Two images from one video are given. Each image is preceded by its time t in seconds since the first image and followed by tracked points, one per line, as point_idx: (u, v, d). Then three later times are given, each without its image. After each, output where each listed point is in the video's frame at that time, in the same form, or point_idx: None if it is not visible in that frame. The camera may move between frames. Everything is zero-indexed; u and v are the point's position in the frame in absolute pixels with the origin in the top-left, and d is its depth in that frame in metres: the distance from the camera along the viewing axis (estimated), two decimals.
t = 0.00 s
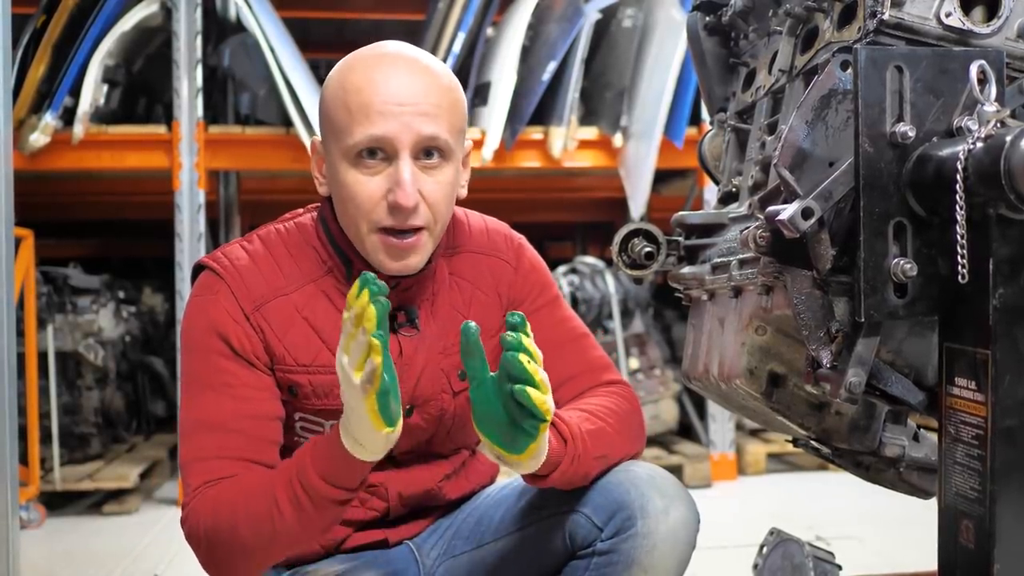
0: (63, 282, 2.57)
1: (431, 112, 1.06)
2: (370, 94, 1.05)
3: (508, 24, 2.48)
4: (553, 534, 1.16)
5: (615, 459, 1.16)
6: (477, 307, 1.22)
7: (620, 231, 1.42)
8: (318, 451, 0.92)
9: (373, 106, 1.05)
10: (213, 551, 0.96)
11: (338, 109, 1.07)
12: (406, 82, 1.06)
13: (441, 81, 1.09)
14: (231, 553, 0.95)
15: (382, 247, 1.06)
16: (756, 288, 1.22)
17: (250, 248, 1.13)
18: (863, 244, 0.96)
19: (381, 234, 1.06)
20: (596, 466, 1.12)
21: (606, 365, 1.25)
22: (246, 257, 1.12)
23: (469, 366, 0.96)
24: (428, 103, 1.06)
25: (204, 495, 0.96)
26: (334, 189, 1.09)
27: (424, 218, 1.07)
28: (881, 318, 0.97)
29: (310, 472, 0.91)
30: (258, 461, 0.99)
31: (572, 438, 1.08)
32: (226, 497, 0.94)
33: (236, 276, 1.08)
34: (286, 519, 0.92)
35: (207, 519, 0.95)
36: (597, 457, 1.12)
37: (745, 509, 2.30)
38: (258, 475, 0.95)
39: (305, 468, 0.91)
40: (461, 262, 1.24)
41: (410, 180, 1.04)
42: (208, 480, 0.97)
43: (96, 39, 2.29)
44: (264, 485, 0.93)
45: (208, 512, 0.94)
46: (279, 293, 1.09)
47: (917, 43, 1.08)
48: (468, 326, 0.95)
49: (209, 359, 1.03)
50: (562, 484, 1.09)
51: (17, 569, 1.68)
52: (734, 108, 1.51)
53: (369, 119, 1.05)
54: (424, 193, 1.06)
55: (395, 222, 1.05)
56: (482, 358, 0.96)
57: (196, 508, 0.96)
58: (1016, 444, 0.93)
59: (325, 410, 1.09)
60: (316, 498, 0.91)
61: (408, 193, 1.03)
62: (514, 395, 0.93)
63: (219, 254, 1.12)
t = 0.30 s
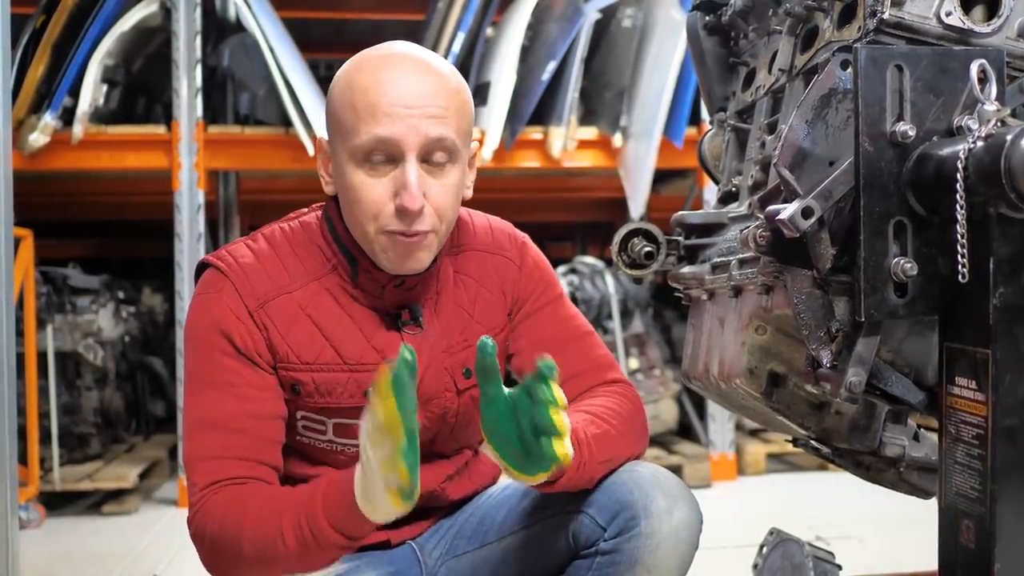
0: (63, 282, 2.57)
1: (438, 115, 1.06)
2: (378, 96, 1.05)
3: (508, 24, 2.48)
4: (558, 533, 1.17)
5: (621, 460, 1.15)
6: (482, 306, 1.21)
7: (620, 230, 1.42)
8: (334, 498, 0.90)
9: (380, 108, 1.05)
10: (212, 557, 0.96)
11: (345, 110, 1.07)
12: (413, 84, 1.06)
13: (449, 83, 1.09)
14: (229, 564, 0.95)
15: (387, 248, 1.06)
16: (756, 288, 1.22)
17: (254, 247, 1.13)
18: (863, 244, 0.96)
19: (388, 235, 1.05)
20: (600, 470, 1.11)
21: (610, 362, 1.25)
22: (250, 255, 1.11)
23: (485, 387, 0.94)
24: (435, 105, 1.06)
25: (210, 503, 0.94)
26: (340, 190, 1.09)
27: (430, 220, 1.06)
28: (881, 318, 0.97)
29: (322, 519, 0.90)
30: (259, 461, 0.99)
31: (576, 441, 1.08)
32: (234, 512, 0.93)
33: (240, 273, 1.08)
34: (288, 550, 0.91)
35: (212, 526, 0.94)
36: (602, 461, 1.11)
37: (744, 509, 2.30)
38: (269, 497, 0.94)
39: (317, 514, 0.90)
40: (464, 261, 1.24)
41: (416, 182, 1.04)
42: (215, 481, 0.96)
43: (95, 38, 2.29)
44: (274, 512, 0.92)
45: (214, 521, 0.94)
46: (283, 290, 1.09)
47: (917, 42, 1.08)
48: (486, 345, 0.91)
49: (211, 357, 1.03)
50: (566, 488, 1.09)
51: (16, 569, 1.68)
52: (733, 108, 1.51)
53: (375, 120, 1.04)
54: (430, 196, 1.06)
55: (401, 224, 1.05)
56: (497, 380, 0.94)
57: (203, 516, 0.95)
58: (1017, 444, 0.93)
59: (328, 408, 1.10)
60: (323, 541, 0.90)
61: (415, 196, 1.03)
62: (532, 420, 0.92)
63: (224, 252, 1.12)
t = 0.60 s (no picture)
0: (63, 282, 2.57)
1: (440, 112, 1.06)
2: (380, 94, 1.05)
3: (508, 24, 2.48)
4: (564, 534, 1.16)
5: (624, 462, 1.15)
6: (485, 306, 1.21)
7: (620, 230, 1.43)
8: (339, 518, 0.90)
9: (382, 105, 1.05)
10: (213, 562, 0.96)
11: (347, 109, 1.07)
12: (415, 81, 1.06)
13: (450, 81, 1.09)
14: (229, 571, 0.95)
15: (390, 244, 1.06)
16: (756, 288, 1.21)
17: (258, 247, 1.13)
18: (863, 243, 0.96)
19: (389, 229, 1.06)
20: (605, 473, 1.11)
21: (613, 362, 1.26)
22: (254, 255, 1.11)
23: (500, 397, 0.96)
24: (438, 102, 1.06)
25: (217, 508, 0.94)
26: (343, 187, 1.09)
27: (433, 216, 1.07)
28: (881, 317, 0.97)
29: (325, 541, 0.89)
30: (262, 464, 1.00)
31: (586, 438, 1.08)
32: (238, 520, 0.93)
33: (244, 274, 1.08)
34: (289, 564, 0.90)
35: (215, 530, 0.94)
36: (607, 464, 1.11)
37: (744, 509, 2.30)
38: (275, 505, 0.94)
39: (321, 531, 0.90)
40: (468, 260, 1.24)
41: (419, 179, 1.04)
42: (220, 484, 0.96)
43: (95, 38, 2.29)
44: (279, 523, 0.92)
45: (220, 526, 0.94)
46: (287, 289, 1.09)
47: (918, 41, 1.08)
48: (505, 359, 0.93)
49: (215, 360, 1.02)
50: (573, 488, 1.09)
51: (16, 569, 1.68)
52: (734, 108, 1.51)
53: (377, 117, 1.04)
54: (433, 192, 1.06)
55: (404, 220, 1.05)
56: (513, 391, 0.96)
57: (207, 519, 0.95)
58: (1018, 444, 0.93)
59: (331, 408, 1.09)
60: (325, 560, 0.89)
61: (417, 192, 1.03)
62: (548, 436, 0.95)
63: (228, 252, 1.12)
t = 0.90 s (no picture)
0: (63, 283, 2.57)
1: (445, 101, 1.06)
2: (384, 83, 1.05)
3: (507, 24, 2.48)
4: (564, 534, 1.17)
5: (626, 462, 1.15)
6: (487, 304, 1.21)
7: (620, 230, 1.42)
8: (313, 494, 0.89)
9: (386, 93, 1.05)
10: (188, 550, 0.95)
11: (352, 100, 1.07)
12: (419, 71, 1.06)
13: (454, 73, 1.09)
14: (206, 560, 0.94)
15: (395, 233, 1.05)
16: (756, 288, 1.21)
17: (262, 241, 1.14)
18: (863, 242, 0.96)
19: (394, 221, 1.05)
20: (611, 469, 1.11)
21: (614, 366, 1.25)
22: (259, 249, 1.12)
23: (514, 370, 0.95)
24: (442, 91, 1.06)
25: (194, 493, 0.93)
26: (348, 179, 1.09)
27: (437, 205, 1.07)
28: (881, 317, 0.96)
29: (302, 517, 0.89)
30: (251, 455, 0.98)
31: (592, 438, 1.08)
32: (214, 505, 0.92)
33: (248, 266, 1.08)
34: (267, 545, 0.90)
35: (190, 519, 0.93)
36: (614, 461, 1.11)
37: (745, 509, 2.30)
38: (250, 487, 0.93)
39: (297, 507, 0.89)
40: (471, 258, 1.24)
41: (423, 166, 1.04)
42: (199, 471, 0.95)
43: (95, 39, 2.29)
44: (254, 504, 0.91)
45: (196, 512, 0.92)
46: (291, 283, 1.09)
47: (918, 40, 1.08)
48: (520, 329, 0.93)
49: (212, 347, 1.02)
50: (581, 484, 1.09)
51: (15, 570, 1.68)
52: (734, 107, 1.51)
53: (381, 105, 1.04)
54: (437, 181, 1.06)
55: (409, 209, 1.05)
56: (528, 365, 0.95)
57: (183, 508, 0.94)
58: (1018, 443, 0.93)
59: (331, 402, 1.09)
60: (303, 536, 0.89)
61: (422, 179, 1.03)
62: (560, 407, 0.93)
63: (232, 246, 1.12)
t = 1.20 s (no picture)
0: (62, 283, 2.56)
1: (448, 96, 1.06)
2: (388, 80, 1.05)
3: (507, 24, 2.48)
4: (564, 536, 1.17)
5: (627, 462, 1.15)
6: (491, 300, 1.20)
7: (620, 229, 1.42)
8: (319, 508, 0.88)
9: (389, 90, 1.05)
10: (184, 539, 0.94)
11: (356, 96, 1.07)
12: (421, 66, 1.06)
13: (456, 67, 1.09)
14: (201, 552, 0.93)
15: (400, 228, 1.06)
16: (756, 287, 1.21)
17: (268, 233, 1.14)
18: (863, 241, 0.95)
19: (399, 215, 1.06)
20: (609, 473, 1.12)
21: (614, 364, 1.25)
22: (264, 241, 1.12)
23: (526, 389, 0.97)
24: (444, 87, 1.06)
25: (199, 487, 0.93)
26: (352, 176, 1.09)
27: (443, 200, 1.07)
28: (881, 315, 0.96)
29: (303, 531, 0.88)
30: (248, 445, 0.98)
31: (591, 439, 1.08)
32: (214, 501, 0.91)
33: (253, 256, 1.08)
34: (263, 553, 0.89)
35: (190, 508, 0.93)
36: (610, 464, 1.11)
37: (746, 509, 2.29)
38: (253, 492, 0.92)
39: (299, 524, 0.88)
40: (475, 255, 1.24)
41: (428, 162, 1.04)
42: (204, 462, 0.95)
43: (94, 39, 2.29)
44: (257, 510, 0.90)
45: (198, 507, 0.92)
46: (295, 273, 1.09)
47: (918, 39, 1.08)
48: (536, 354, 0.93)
49: (215, 336, 1.02)
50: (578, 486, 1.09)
51: (15, 571, 1.68)
52: (734, 106, 1.50)
53: (385, 102, 1.04)
54: (442, 175, 1.06)
55: (414, 204, 1.05)
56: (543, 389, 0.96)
57: (186, 499, 0.93)
58: (1019, 442, 0.93)
59: (335, 394, 1.08)
60: (301, 551, 0.88)
61: (428, 175, 1.03)
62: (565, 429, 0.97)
63: (238, 238, 1.12)
